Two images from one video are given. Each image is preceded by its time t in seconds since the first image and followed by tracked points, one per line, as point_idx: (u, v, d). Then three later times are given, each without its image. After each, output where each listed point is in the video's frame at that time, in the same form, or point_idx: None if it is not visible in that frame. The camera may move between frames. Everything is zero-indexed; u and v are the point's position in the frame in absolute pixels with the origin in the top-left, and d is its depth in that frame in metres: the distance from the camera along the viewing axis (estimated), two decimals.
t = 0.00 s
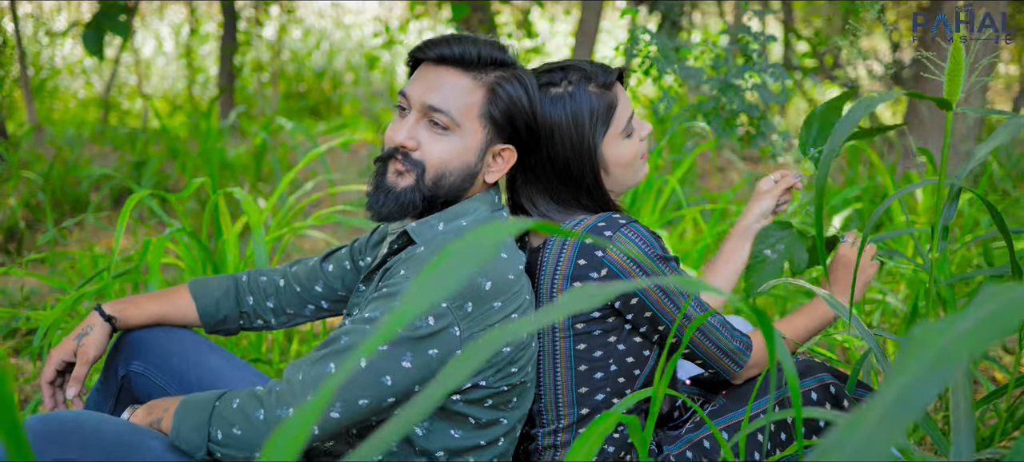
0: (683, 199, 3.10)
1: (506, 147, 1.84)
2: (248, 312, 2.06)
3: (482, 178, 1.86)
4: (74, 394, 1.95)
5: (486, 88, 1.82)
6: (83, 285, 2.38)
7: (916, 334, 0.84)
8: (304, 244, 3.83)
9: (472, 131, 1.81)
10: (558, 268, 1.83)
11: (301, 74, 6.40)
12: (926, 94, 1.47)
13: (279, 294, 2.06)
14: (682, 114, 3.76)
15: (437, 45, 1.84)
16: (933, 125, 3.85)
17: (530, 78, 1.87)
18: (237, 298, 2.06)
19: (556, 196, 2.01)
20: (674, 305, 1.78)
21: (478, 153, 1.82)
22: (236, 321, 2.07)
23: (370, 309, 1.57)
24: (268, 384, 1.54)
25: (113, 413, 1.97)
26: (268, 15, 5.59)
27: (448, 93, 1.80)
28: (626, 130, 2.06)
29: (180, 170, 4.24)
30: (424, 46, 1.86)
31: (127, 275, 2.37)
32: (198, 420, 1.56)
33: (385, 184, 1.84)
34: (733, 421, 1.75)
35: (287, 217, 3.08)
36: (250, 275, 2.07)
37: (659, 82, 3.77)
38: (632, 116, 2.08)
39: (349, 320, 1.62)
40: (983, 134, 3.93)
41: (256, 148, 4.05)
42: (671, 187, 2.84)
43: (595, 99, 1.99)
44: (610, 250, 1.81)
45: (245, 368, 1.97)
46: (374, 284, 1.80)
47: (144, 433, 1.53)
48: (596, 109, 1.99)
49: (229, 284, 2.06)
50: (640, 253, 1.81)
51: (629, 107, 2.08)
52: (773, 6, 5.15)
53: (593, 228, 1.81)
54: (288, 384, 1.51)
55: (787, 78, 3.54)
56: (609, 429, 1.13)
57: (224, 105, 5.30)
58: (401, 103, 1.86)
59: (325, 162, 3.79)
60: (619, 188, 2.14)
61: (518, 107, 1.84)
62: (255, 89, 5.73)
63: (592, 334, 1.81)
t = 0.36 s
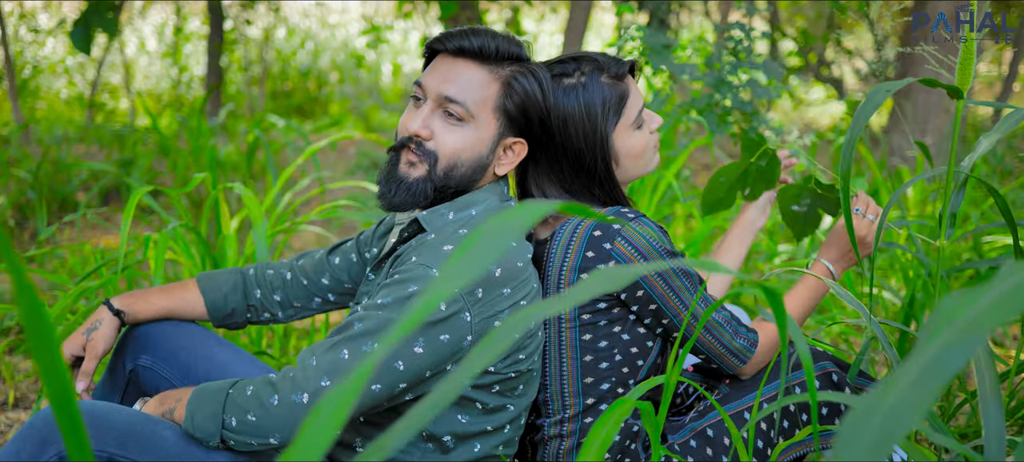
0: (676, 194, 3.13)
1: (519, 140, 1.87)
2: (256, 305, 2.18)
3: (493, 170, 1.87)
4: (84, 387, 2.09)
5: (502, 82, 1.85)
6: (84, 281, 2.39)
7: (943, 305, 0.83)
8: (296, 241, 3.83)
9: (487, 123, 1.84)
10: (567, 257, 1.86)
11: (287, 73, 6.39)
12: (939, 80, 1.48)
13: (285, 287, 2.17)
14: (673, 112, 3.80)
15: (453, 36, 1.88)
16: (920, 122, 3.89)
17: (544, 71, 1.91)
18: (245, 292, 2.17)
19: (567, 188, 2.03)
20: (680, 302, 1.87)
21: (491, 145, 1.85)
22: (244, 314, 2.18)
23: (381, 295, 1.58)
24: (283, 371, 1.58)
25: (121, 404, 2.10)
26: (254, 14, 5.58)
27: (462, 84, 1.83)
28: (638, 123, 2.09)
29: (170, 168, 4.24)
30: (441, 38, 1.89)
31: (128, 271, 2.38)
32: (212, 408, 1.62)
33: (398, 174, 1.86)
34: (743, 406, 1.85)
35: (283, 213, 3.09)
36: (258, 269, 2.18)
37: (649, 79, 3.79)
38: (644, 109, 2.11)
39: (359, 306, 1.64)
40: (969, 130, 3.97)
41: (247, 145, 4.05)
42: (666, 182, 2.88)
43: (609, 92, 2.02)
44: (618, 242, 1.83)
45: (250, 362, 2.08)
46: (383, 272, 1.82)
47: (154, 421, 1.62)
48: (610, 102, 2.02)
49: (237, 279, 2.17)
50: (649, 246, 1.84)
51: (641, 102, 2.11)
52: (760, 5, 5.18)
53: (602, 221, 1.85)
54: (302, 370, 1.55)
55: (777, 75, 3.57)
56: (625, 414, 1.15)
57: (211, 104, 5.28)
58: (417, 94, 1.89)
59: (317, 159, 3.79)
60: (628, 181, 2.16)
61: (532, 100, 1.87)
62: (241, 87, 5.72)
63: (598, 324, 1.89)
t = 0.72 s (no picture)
0: (666, 195, 3.17)
1: (493, 134, 1.88)
2: (249, 313, 2.19)
3: (470, 165, 1.90)
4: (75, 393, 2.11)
5: (475, 75, 1.85)
6: (78, 284, 2.40)
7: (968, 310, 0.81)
8: (287, 243, 3.83)
9: (460, 116, 1.85)
10: (560, 262, 1.93)
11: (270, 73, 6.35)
12: (943, 84, 1.49)
13: (277, 295, 2.18)
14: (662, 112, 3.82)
15: (424, 30, 1.88)
16: (904, 122, 3.94)
17: (518, 66, 1.91)
18: (238, 300, 2.18)
19: (543, 184, 2.06)
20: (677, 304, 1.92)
21: (465, 139, 1.86)
22: (237, 321, 2.19)
23: (365, 299, 1.62)
24: (273, 380, 1.61)
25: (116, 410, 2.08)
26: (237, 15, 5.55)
27: (434, 77, 1.83)
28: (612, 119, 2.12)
29: (157, 170, 4.23)
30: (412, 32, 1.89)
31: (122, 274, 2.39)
32: (207, 416, 1.65)
33: (373, 168, 1.87)
34: (741, 402, 1.97)
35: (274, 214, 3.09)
36: (250, 278, 2.19)
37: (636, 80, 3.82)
38: (618, 106, 2.14)
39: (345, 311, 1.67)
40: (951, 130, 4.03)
41: (234, 147, 4.04)
42: (656, 183, 2.91)
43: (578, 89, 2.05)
44: (611, 246, 1.90)
45: (243, 366, 2.07)
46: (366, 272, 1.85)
47: (153, 425, 1.62)
48: (580, 98, 2.05)
49: (230, 286, 2.18)
50: (638, 248, 1.91)
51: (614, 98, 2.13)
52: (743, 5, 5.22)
53: (595, 225, 1.91)
54: (291, 380, 1.57)
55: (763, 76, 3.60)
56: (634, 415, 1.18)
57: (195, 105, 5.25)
58: (390, 88, 1.90)
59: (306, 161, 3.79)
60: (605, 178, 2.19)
61: (506, 94, 1.88)
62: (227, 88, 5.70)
63: (590, 326, 1.94)
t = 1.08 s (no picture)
0: (662, 194, 3.19)
1: (512, 139, 1.90)
2: (252, 312, 2.19)
3: (488, 170, 1.90)
4: (80, 393, 2.11)
5: (494, 81, 1.87)
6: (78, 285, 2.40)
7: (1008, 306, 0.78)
8: (282, 243, 3.84)
9: (479, 123, 1.86)
10: (569, 261, 1.94)
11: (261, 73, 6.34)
12: (943, 84, 1.51)
13: (281, 293, 2.19)
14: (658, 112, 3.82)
15: (441, 37, 1.89)
16: (896, 121, 3.97)
17: (536, 72, 1.92)
18: (241, 298, 2.18)
19: (555, 186, 2.08)
20: (687, 306, 1.95)
21: (484, 145, 1.87)
22: (240, 320, 2.19)
23: (388, 304, 1.63)
24: (294, 383, 1.62)
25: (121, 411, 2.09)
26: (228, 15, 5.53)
27: (455, 83, 1.85)
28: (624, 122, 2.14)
29: (150, 171, 4.22)
30: (429, 39, 1.90)
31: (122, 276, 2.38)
32: (224, 418, 1.68)
33: (393, 175, 1.88)
34: (743, 402, 1.99)
35: (272, 214, 3.09)
36: (254, 276, 2.19)
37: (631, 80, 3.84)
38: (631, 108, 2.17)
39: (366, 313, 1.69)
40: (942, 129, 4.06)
41: (228, 148, 4.03)
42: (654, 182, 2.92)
43: (594, 92, 2.08)
44: (621, 244, 1.93)
45: (249, 365, 2.09)
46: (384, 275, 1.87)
47: (165, 428, 1.66)
48: (595, 102, 2.08)
49: (234, 285, 2.18)
50: (647, 249, 1.93)
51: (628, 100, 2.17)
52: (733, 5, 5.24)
53: (604, 224, 1.93)
54: (312, 382, 1.59)
55: (757, 76, 3.62)
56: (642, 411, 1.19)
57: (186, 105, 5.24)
58: (408, 94, 1.90)
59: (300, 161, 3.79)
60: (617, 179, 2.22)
61: (525, 99, 1.89)
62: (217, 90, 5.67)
63: (600, 324, 1.95)
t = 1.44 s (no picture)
0: (657, 192, 3.21)
1: (524, 139, 1.93)
2: (256, 307, 2.21)
3: (500, 169, 1.94)
4: (85, 388, 2.11)
5: (506, 83, 1.89)
6: (79, 283, 2.41)
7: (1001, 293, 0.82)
8: (276, 242, 3.84)
9: (494, 125, 1.88)
10: (574, 256, 1.98)
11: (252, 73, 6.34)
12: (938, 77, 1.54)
13: (287, 289, 2.21)
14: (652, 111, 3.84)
15: (451, 39, 1.90)
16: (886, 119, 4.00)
17: (546, 71, 1.95)
18: (246, 292, 2.20)
19: (564, 182, 2.11)
20: (689, 301, 1.95)
21: (498, 145, 1.90)
22: (244, 315, 2.22)
23: (401, 296, 1.67)
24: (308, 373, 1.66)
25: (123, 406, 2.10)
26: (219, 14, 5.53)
27: (467, 86, 1.86)
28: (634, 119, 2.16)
29: (143, 170, 4.22)
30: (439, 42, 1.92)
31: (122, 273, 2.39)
32: (233, 410, 1.70)
33: (407, 178, 1.89)
34: (745, 394, 2.01)
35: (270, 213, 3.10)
36: (261, 270, 2.21)
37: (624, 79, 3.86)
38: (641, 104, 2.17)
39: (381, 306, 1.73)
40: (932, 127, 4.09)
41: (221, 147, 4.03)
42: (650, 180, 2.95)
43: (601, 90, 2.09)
44: (625, 241, 1.95)
45: (251, 360, 2.10)
46: (396, 271, 1.89)
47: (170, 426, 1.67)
48: (599, 99, 2.09)
49: (237, 280, 2.20)
50: (652, 245, 1.95)
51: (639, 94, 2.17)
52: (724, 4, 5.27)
53: (608, 219, 1.96)
54: (324, 371, 1.63)
55: (748, 75, 3.65)
56: (644, 403, 1.20)
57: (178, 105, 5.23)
58: (420, 97, 1.92)
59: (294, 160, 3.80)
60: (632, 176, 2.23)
61: (536, 99, 1.93)
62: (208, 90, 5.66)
63: (605, 320, 1.97)
